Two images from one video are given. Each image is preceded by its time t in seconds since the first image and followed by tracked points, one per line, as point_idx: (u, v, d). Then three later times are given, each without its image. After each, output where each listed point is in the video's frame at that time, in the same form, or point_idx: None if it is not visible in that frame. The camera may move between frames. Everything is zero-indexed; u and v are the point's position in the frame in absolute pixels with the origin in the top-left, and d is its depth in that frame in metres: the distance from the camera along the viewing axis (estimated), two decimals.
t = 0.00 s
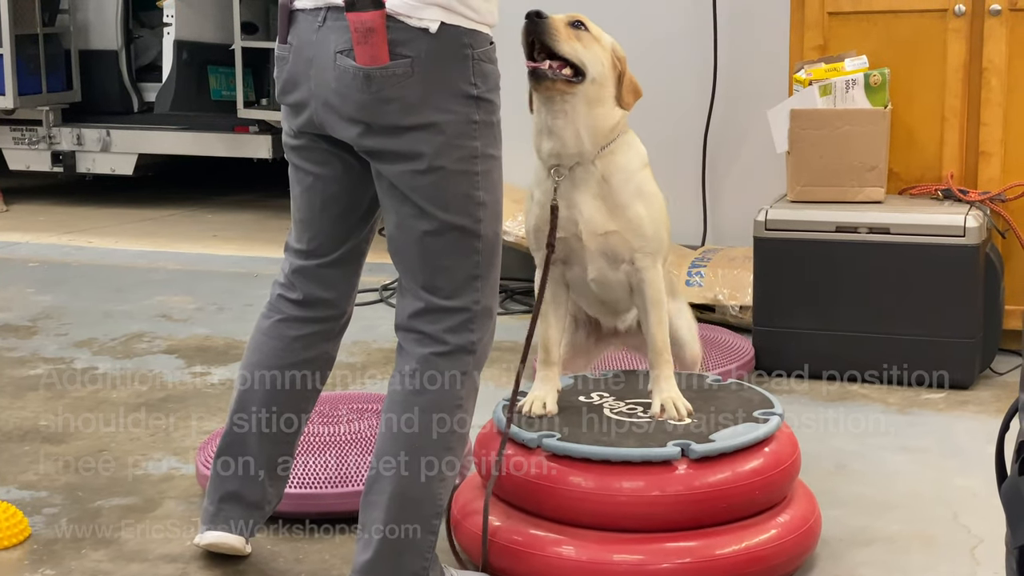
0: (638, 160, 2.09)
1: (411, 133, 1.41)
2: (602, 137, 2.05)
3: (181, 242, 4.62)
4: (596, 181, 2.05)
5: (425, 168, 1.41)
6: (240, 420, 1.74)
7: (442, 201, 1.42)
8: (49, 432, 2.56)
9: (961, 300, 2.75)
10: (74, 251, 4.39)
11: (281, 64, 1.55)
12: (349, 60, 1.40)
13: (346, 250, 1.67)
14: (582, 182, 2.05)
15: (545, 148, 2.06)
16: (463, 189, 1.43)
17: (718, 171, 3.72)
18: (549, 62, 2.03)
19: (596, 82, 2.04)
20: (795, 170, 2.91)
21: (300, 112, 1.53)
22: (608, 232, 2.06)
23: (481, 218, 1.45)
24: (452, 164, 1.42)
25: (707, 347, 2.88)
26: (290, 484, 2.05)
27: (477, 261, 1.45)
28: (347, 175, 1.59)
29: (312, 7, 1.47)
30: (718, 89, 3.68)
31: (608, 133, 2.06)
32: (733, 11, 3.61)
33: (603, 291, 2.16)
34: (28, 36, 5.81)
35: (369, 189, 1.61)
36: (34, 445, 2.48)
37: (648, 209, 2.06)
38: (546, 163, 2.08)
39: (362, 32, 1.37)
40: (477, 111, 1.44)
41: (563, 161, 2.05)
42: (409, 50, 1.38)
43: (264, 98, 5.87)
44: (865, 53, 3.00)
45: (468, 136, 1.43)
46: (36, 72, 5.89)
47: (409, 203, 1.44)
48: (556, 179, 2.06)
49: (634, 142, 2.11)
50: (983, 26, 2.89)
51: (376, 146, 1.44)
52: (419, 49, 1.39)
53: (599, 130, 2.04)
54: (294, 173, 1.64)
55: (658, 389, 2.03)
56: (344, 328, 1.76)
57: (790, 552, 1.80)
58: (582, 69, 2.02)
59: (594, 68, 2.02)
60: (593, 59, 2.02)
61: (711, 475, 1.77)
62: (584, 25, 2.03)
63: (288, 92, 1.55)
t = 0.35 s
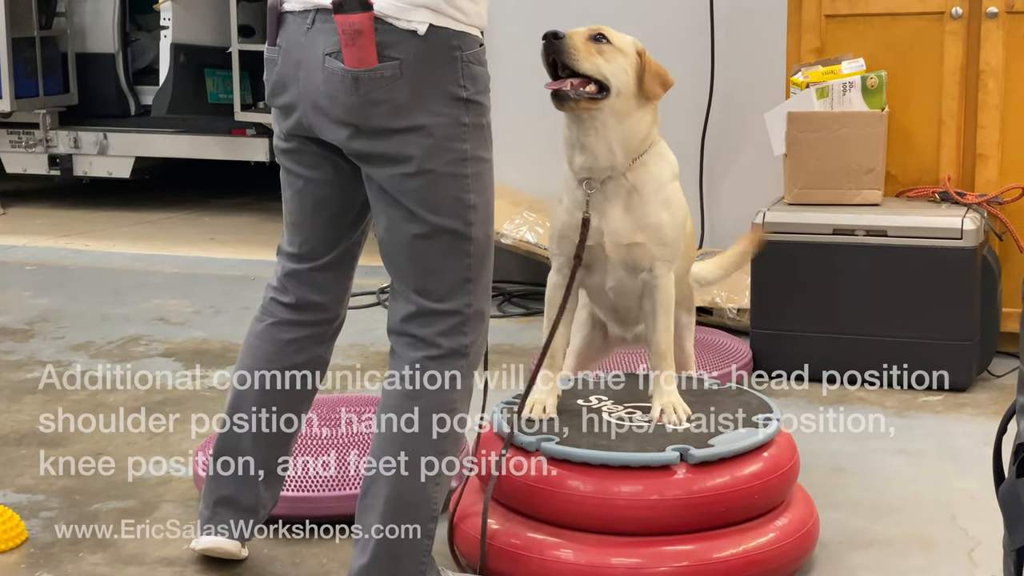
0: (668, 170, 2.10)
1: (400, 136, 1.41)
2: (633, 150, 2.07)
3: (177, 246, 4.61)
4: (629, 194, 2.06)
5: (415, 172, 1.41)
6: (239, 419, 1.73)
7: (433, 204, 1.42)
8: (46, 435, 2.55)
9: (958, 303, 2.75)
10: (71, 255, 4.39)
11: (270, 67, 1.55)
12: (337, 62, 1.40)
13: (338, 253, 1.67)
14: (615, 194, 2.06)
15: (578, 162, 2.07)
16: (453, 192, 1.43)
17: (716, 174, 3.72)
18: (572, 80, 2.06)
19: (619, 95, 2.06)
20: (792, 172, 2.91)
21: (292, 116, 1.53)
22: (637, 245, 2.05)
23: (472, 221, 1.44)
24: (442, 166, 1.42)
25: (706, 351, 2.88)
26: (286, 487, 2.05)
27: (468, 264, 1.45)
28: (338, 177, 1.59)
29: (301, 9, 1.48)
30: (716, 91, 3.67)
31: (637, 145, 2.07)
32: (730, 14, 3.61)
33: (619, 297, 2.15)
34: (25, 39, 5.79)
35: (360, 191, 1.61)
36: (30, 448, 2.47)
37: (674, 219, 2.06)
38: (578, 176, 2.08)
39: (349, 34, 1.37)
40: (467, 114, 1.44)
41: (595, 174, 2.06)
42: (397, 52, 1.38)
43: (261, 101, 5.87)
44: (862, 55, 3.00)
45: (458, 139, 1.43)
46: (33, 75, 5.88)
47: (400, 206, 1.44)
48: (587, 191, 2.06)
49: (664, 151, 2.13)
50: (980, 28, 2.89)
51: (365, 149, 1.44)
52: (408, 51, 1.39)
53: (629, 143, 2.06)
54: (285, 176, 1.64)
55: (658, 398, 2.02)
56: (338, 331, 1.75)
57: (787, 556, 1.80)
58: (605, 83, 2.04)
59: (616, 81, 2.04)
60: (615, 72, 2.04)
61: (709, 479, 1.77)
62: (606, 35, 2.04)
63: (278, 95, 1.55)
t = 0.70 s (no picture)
0: (674, 175, 2.10)
1: (388, 143, 1.41)
2: (637, 155, 2.07)
3: (173, 251, 4.61)
4: (634, 198, 2.05)
5: (404, 179, 1.42)
6: (240, 420, 1.72)
7: (422, 211, 1.42)
8: (43, 442, 2.55)
9: (953, 307, 2.75)
10: (67, 261, 4.38)
11: (258, 74, 1.55)
12: (325, 71, 1.40)
13: (330, 260, 1.67)
14: (621, 198, 2.06)
15: (580, 165, 2.09)
16: (442, 199, 1.43)
17: (712, 179, 3.72)
18: (577, 88, 2.09)
19: (624, 101, 2.07)
20: (787, 176, 2.92)
21: (282, 124, 1.53)
22: (641, 249, 2.04)
23: (461, 227, 1.45)
24: (430, 173, 1.42)
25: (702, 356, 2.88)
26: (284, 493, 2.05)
27: (457, 271, 1.45)
28: (328, 185, 1.59)
29: (288, 17, 1.48)
30: (711, 95, 3.67)
31: (642, 150, 2.08)
32: (724, 18, 3.61)
33: (621, 303, 2.13)
34: (20, 45, 5.80)
35: (351, 199, 1.61)
36: (27, 456, 2.47)
37: (677, 225, 2.06)
38: (581, 181, 2.10)
39: (337, 43, 1.37)
40: (455, 120, 1.44)
41: (596, 178, 2.07)
42: (384, 60, 1.39)
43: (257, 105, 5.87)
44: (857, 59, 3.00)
45: (446, 146, 1.43)
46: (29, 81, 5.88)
47: (389, 213, 1.44)
48: (590, 195, 2.08)
49: (671, 157, 2.13)
50: (975, 32, 2.89)
51: (352, 156, 1.44)
52: (396, 59, 1.39)
53: (634, 148, 2.07)
54: (275, 184, 1.64)
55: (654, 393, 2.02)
56: (332, 337, 1.75)
57: (783, 562, 1.80)
58: (610, 90, 2.07)
59: (621, 87, 2.06)
60: (619, 78, 2.06)
61: (705, 486, 1.77)
62: (611, 43, 2.08)
63: (267, 102, 1.54)
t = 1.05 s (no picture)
0: (644, 185, 2.10)
1: (364, 155, 1.41)
2: (608, 165, 2.07)
3: (159, 263, 4.60)
4: (605, 210, 2.05)
5: (382, 191, 1.42)
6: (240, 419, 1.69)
7: (399, 222, 1.42)
8: (26, 457, 2.54)
9: (937, 312, 2.76)
10: (52, 273, 4.37)
11: (232, 87, 1.55)
12: (299, 82, 1.40)
13: (308, 271, 1.67)
14: (591, 210, 2.06)
15: (551, 177, 2.08)
16: (419, 210, 1.43)
17: (697, 187, 3.72)
18: (548, 97, 2.07)
19: (594, 112, 2.06)
20: (771, 184, 2.92)
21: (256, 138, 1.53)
22: (614, 260, 2.05)
23: (439, 238, 1.45)
24: (407, 184, 1.42)
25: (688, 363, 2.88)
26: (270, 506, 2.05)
27: (436, 281, 1.45)
28: (304, 196, 1.59)
29: (262, 29, 1.48)
30: (695, 102, 3.68)
31: (613, 161, 2.07)
32: (707, 25, 3.62)
33: (596, 315, 2.14)
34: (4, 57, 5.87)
35: (327, 209, 1.61)
36: (10, 471, 2.46)
37: (650, 236, 2.06)
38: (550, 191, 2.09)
39: (312, 54, 1.37)
40: (431, 132, 1.44)
41: (568, 190, 2.07)
42: (359, 71, 1.39)
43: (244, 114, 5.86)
44: (839, 66, 3.01)
45: (423, 157, 1.43)
46: (11, 94, 5.97)
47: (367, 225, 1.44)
48: (560, 207, 2.07)
49: (641, 167, 2.12)
50: (956, 38, 2.91)
51: (328, 169, 1.44)
52: (370, 70, 1.39)
53: (605, 159, 2.06)
54: (251, 198, 1.65)
55: (635, 395, 2.03)
56: (309, 351, 1.74)
57: (768, 569, 1.80)
58: (580, 100, 2.05)
59: (592, 97, 2.05)
60: (591, 89, 2.05)
61: (689, 495, 1.77)
62: (581, 52, 2.06)
63: (241, 116, 1.54)
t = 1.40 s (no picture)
0: (607, 191, 2.09)
1: (336, 165, 1.40)
2: (569, 171, 2.07)
3: (132, 274, 4.57)
4: (566, 215, 2.05)
5: (352, 201, 1.40)
6: (242, 419, 1.67)
7: (368, 232, 1.41)
8: None
9: (912, 318, 2.76)
10: (24, 285, 4.33)
11: (199, 100, 1.52)
12: (270, 93, 1.38)
13: (276, 285, 1.65)
14: (553, 216, 2.05)
15: (513, 183, 2.08)
16: (388, 220, 1.42)
17: (670, 195, 3.73)
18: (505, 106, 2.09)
19: (550, 119, 2.08)
20: (743, 193, 2.93)
21: (224, 149, 1.52)
22: (577, 265, 2.04)
23: (408, 248, 1.44)
24: (379, 194, 1.41)
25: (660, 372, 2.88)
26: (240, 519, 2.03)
27: (405, 291, 1.44)
28: (271, 210, 1.59)
29: (229, 41, 1.46)
30: (669, 110, 3.69)
31: (573, 167, 2.08)
32: (681, 33, 3.62)
33: (561, 321, 2.14)
34: None
35: (295, 222, 1.61)
36: None
37: (615, 244, 2.05)
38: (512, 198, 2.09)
39: (283, 64, 1.35)
40: (402, 142, 1.43)
41: (530, 196, 2.06)
42: (331, 81, 1.37)
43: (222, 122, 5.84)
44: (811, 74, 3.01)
45: (394, 167, 1.42)
46: None
47: (338, 235, 1.42)
48: (524, 214, 2.06)
49: (604, 173, 2.12)
50: (927, 46, 2.92)
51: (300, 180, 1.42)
52: (342, 80, 1.38)
53: (564, 165, 2.07)
54: (216, 214, 1.64)
55: (606, 397, 2.03)
56: (275, 366, 1.70)
57: None
58: (536, 107, 2.07)
59: (546, 104, 2.07)
60: (545, 96, 2.07)
61: (661, 505, 1.76)
62: (537, 61, 2.08)
63: (208, 128, 1.52)
